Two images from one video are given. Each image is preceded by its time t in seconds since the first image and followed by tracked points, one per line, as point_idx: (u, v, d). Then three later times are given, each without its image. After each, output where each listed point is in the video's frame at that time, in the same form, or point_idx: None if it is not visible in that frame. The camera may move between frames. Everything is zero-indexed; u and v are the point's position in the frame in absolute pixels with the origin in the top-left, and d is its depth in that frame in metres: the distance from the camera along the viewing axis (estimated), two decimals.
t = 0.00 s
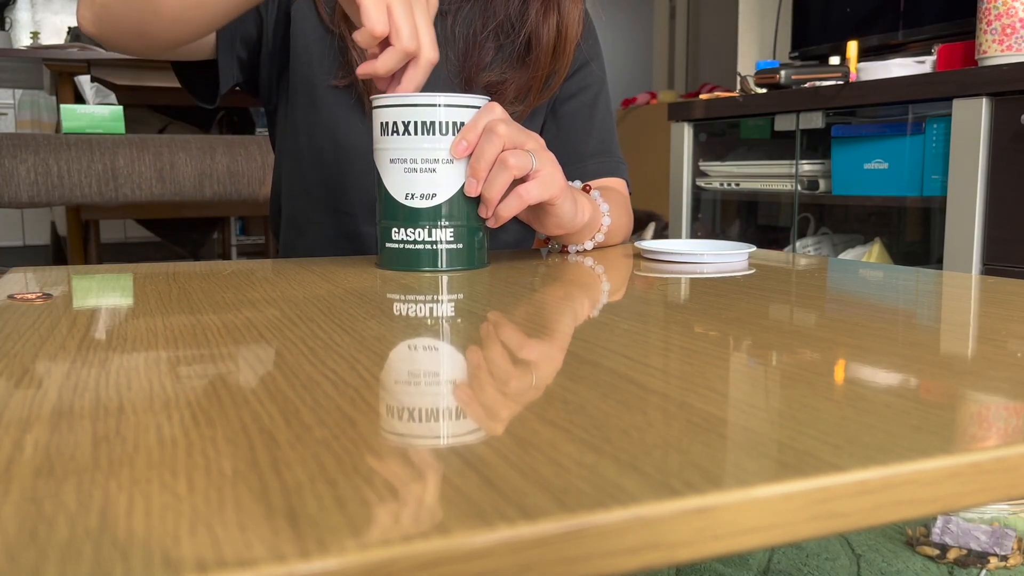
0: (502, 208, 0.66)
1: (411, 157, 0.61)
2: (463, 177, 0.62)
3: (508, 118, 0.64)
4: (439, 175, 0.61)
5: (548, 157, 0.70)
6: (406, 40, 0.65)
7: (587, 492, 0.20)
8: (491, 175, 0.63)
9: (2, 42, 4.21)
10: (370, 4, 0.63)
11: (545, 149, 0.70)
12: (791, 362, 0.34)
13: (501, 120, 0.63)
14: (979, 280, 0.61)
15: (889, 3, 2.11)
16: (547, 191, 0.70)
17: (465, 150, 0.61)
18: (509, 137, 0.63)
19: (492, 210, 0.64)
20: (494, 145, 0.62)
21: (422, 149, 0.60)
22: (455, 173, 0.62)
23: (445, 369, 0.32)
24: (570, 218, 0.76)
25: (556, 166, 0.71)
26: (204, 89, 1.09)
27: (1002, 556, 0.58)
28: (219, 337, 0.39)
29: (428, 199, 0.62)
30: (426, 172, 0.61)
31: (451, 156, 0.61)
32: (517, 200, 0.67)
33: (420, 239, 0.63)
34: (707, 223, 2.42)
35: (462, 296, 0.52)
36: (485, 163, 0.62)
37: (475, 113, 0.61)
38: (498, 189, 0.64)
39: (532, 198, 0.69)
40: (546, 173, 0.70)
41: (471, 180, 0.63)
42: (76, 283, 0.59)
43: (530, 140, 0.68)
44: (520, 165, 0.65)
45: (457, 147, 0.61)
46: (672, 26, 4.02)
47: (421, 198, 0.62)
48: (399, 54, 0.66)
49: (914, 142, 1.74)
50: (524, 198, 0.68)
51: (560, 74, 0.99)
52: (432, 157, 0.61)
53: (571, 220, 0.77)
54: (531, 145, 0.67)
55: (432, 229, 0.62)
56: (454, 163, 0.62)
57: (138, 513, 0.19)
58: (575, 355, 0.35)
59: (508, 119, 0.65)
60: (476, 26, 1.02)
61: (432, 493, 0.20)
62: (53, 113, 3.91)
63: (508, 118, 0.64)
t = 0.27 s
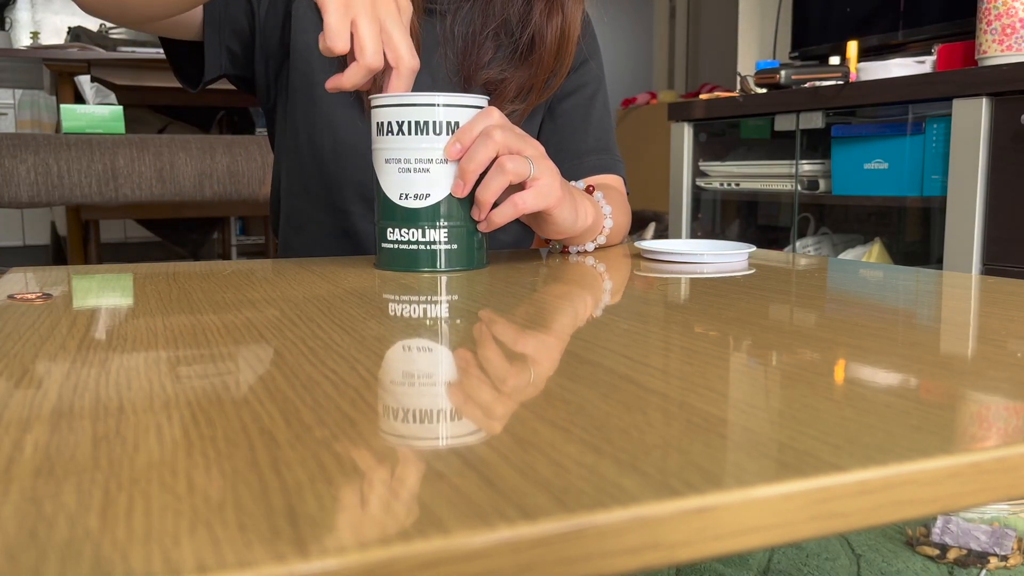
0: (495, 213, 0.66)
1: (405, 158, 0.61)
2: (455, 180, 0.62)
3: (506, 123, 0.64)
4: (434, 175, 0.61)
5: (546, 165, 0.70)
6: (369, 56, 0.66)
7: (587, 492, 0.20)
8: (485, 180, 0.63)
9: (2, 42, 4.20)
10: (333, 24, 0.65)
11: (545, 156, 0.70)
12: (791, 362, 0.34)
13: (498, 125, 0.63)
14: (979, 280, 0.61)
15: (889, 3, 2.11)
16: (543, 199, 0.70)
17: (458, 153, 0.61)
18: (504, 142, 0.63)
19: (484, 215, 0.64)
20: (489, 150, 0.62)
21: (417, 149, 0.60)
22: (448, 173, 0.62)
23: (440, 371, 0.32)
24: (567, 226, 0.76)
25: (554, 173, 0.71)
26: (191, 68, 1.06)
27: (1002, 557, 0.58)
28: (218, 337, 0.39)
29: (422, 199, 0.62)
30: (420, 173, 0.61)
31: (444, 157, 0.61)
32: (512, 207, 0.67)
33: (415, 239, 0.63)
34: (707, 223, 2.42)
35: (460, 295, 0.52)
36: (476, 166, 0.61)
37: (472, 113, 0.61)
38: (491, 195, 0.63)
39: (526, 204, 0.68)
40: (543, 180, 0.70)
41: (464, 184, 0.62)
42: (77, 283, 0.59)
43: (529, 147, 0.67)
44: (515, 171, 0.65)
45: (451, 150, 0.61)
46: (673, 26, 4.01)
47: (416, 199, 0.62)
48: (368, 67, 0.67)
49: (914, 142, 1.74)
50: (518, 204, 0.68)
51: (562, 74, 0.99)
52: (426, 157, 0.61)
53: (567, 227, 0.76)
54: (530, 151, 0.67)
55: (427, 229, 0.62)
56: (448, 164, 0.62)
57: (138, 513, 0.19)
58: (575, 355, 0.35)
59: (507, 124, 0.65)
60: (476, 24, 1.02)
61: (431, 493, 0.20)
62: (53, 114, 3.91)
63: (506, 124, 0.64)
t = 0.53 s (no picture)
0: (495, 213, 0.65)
1: (404, 158, 0.61)
2: (455, 180, 0.62)
3: (507, 124, 0.64)
4: (433, 175, 0.61)
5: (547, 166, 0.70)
6: (368, 54, 0.66)
7: (587, 492, 0.20)
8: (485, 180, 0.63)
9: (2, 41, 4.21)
10: (344, 16, 0.65)
11: (546, 158, 0.69)
12: (791, 361, 0.35)
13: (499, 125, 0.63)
14: (980, 281, 0.61)
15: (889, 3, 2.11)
16: (543, 200, 0.70)
17: (458, 153, 0.60)
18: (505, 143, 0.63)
19: (484, 216, 0.64)
20: (490, 151, 0.62)
21: (417, 149, 0.60)
22: (448, 173, 0.62)
23: (439, 371, 0.32)
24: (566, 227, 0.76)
25: (555, 174, 0.71)
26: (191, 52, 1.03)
27: (1002, 556, 0.58)
28: (218, 337, 0.39)
29: (422, 199, 0.62)
30: (420, 173, 0.61)
31: (444, 157, 0.61)
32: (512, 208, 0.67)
33: (414, 239, 0.63)
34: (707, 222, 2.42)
35: (460, 296, 0.52)
36: (476, 166, 0.61)
37: (472, 114, 0.61)
38: (490, 196, 0.63)
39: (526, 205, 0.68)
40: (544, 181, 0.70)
41: (464, 185, 0.62)
42: (77, 283, 0.59)
43: (530, 148, 0.67)
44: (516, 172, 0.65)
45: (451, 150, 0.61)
46: (673, 26, 4.01)
47: (416, 199, 0.62)
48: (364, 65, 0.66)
49: (914, 142, 1.74)
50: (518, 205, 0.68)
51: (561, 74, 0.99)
52: (426, 157, 0.61)
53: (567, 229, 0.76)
54: (531, 153, 0.67)
55: (426, 230, 0.62)
56: (448, 164, 0.62)
57: (138, 513, 0.19)
58: (575, 355, 0.35)
59: (508, 125, 0.64)
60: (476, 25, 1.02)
61: (431, 493, 0.20)
62: (53, 114, 3.91)
63: (507, 124, 0.64)
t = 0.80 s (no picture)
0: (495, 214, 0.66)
1: (404, 158, 0.61)
2: (455, 181, 0.62)
3: (508, 125, 0.64)
4: (433, 175, 0.61)
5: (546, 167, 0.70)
6: (339, 65, 0.66)
7: (587, 492, 0.20)
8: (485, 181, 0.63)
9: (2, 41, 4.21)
10: (311, 35, 0.66)
11: (545, 160, 0.70)
12: (791, 362, 0.35)
13: (500, 127, 0.63)
14: (980, 280, 0.61)
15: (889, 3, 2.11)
16: (542, 202, 0.70)
17: (458, 154, 0.61)
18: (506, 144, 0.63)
19: (483, 217, 0.64)
20: (490, 152, 0.62)
21: (417, 149, 0.60)
22: (448, 173, 0.62)
23: (439, 371, 0.32)
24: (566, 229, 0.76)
25: (554, 175, 0.71)
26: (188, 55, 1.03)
27: (1002, 556, 0.58)
28: (218, 337, 0.39)
29: (422, 199, 0.62)
30: (420, 173, 0.61)
31: (445, 157, 0.61)
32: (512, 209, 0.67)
33: (414, 239, 0.63)
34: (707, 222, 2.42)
35: (460, 296, 0.52)
36: (477, 167, 0.61)
37: (473, 114, 0.61)
38: (490, 197, 0.64)
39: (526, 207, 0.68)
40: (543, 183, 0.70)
41: (464, 186, 0.62)
42: (76, 283, 0.59)
43: (529, 149, 0.67)
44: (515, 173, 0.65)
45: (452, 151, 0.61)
46: (673, 26, 4.01)
47: (416, 199, 0.62)
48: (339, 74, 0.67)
49: (914, 142, 1.74)
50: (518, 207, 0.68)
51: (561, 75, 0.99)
52: (427, 157, 0.61)
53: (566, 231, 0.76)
54: (530, 154, 0.67)
55: (426, 229, 0.62)
56: (448, 164, 0.62)
57: (138, 513, 0.19)
58: (575, 355, 0.35)
59: (509, 126, 0.65)
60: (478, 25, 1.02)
61: (431, 494, 0.20)
62: (53, 114, 3.91)
63: (507, 125, 0.64)
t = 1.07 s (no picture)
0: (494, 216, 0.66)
1: (405, 158, 0.61)
2: (453, 181, 0.62)
3: (508, 126, 0.64)
4: (433, 175, 0.61)
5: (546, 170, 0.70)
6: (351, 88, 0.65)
7: (587, 492, 0.20)
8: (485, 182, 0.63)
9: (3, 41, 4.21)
10: (315, 68, 0.65)
11: (545, 162, 0.70)
12: (791, 361, 0.35)
13: (500, 129, 0.63)
14: (981, 281, 0.61)
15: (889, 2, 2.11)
16: (541, 204, 0.70)
17: (457, 155, 0.61)
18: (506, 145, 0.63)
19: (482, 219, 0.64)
20: (489, 153, 0.62)
21: (417, 149, 0.60)
22: (448, 173, 0.62)
23: (439, 371, 0.32)
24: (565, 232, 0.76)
25: (553, 178, 0.71)
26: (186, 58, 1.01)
27: (1002, 557, 0.58)
28: (218, 337, 0.39)
29: (422, 199, 0.62)
30: (420, 173, 0.61)
31: (444, 158, 0.61)
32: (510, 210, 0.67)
33: (414, 239, 0.63)
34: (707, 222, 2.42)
35: (460, 296, 0.52)
36: (476, 167, 0.61)
37: (472, 114, 0.61)
38: (489, 199, 0.64)
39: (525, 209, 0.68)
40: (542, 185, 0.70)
41: (464, 187, 0.62)
42: (77, 284, 0.59)
43: (529, 151, 0.68)
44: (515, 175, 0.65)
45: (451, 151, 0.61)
46: (673, 26, 4.01)
47: (416, 198, 0.62)
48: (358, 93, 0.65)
49: (914, 142, 1.74)
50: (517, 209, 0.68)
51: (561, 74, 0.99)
52: (427, 157, 0.61)
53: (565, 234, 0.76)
54: (530, 156, 0.67)
55: (426, 229, 0.62)
56: (448, 164, 0.62)
57: (138, 513, 0.19)
58: (575, 355, 0.35)
59: (509, 128, 0.65)
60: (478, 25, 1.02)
61: (430, 493, 0.20)
62: (53, 113, 3.92)
63: (507, 127, 0.64)
